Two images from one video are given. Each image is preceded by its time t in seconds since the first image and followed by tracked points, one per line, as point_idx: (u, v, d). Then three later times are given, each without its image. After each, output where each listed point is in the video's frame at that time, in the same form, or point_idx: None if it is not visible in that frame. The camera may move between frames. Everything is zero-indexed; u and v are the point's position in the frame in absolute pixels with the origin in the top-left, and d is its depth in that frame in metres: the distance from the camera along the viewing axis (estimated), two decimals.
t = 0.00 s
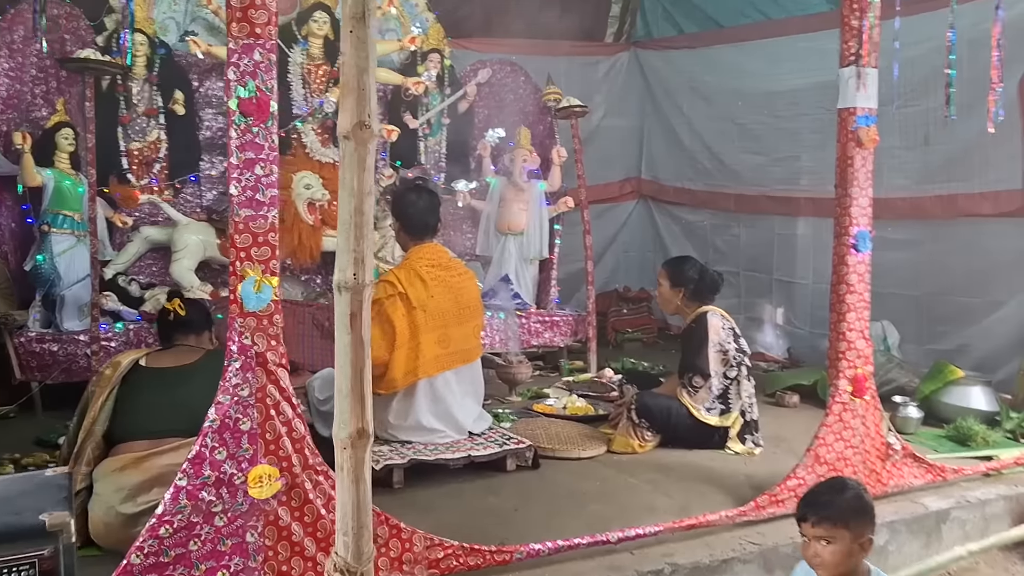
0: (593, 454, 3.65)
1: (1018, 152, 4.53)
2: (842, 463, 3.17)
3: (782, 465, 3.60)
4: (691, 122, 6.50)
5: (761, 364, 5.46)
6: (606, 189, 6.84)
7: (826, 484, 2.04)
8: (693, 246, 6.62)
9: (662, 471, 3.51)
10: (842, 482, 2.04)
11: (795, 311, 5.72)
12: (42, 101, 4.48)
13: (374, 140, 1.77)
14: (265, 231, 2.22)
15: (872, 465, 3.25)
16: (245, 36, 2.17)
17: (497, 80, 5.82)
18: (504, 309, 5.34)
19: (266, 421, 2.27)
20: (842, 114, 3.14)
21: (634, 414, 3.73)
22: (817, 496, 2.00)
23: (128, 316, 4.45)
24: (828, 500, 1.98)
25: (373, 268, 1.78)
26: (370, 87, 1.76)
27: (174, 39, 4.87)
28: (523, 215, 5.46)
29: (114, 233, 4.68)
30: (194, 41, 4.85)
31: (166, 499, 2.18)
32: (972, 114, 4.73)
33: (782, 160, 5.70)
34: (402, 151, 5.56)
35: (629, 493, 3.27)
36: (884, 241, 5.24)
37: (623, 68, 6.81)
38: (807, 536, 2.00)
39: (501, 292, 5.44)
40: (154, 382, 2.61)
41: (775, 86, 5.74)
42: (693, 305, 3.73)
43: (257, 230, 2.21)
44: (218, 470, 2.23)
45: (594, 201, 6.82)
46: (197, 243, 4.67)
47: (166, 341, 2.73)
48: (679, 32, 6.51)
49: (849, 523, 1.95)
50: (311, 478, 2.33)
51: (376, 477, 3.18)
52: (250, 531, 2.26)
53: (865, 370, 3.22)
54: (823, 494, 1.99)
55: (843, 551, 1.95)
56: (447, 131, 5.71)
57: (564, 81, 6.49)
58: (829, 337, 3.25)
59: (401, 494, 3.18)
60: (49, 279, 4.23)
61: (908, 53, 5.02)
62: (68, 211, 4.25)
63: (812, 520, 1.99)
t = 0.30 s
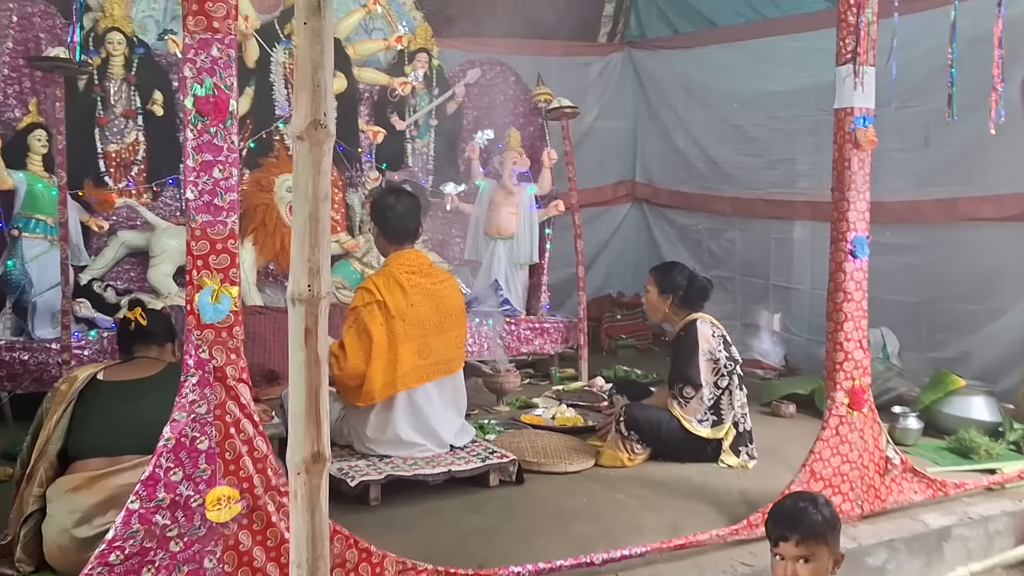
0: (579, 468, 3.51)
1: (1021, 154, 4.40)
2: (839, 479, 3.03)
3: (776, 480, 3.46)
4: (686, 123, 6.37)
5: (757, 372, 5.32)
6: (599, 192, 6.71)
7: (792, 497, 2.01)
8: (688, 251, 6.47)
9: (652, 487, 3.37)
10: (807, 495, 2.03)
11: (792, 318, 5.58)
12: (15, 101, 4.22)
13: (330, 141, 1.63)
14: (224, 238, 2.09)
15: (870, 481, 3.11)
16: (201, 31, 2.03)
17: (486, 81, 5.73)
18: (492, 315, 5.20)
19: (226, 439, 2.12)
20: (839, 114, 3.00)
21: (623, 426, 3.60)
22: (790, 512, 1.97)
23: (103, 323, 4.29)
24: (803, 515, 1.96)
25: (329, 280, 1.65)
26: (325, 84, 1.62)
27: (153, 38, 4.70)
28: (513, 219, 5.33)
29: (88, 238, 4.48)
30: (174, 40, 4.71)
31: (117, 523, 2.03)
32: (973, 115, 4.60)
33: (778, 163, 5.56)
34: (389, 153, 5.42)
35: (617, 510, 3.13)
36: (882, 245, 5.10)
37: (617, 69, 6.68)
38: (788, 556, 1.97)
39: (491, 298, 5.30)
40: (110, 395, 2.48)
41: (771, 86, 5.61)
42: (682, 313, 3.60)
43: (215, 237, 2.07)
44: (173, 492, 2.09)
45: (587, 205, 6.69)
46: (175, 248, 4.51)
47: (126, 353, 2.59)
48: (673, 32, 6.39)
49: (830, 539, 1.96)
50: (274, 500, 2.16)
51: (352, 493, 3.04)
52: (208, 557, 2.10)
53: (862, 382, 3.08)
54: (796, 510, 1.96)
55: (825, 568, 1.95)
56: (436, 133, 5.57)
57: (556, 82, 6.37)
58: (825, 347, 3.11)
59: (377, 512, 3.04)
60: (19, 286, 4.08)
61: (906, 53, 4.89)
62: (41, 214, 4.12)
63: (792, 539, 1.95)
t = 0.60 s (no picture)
0: (574, 474, 3.43)
1: None
2: (840, 486, 2.94)
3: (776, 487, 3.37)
4: (686, 123, 6.28)
5: (758, 376, 5.22)
6: (598, 193, 6.63)
7: (756, 496, 1.95)
8: (689, 252, 6.37)
9: (649, 494, 3.28)
10: (771, 495, 1.96)
11: (794, 320, 5.48)
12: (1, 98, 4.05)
13: (299, 134, 1.56)
14: (197, 237, 2.01)
15: (872, 488, 3.02)
16: (172, 21, 1.95)
17: (484, 79, 5.65)
18: (487, 317, 5.13)
19: (199, 446, 2.04)
20: (840, 111, 2.91)
21: (618, 431, 3.52)
22: (751, 509, 1.90)
23: (90, 324, 4.19)
24: (763, 513, 1.89)
25: (299, 280, 1.57)
26: (293, 73, 1.55)
27: (145, 36, 4.62)
28: (509, 220, 5.26)
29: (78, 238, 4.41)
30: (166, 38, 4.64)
31: (85, 533, 1.95)
32: (980, 114, 4.50)
33: (780, 163, 5.46)
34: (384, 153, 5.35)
35: (612, 518, 3.04)
36: (886, 246, 5.00)
37: (617, 68, 6.60)
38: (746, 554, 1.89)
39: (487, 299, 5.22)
40: (88, 398, 2.40)
41: (773, 85, 5.51)
42: (676, 316, 3.51)
43: (187, 236, 1.99)
44: (144, 502, 1.99)
45: (586, 205, 6.61)
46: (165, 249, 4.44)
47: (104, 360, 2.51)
48: (674, 30, 6.30)
49: (790, 537, 1.88)
50: (250, 509, 2.07)
51: (338, 501, 2.95)
52: (181, 568, 2.03)
53: (864, 387, 2.99)
54: (756, 507, 1.89)
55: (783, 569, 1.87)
56: (432, 133, 5.50)
57: (554, 80, 6.28)
58: (826, 351, 3.01)
59: (365, 519, 2.95)
60: (4, 286, 3.94)
61: (910, 51, 4.80)
62: (28, 214, 3.98)
63: (751, 535, 1.88)
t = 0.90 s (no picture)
0: (574, 481, 3.34)
1: None
2: (849, 495, 2.84)
3: (782, 495, 3.27)
4: (692, 122, 6.18)
5: (764, 379, 5.25)
6: (603, 193, 6.53)
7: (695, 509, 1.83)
8: (694, 254, 6.27)
9: (651, 502, 3.19)
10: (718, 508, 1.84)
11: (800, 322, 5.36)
12: None
13: (278, 127, 1.48)
14: (179, 235, 1.93)
15: (881, 497, 2.92)
16: (153, 10, 1.88)
17: (487, 78, 5.53)
18: (488, 319, 5.05)
19: (180, 453, 1.96)
20: (849, 108, 2.80)
21: (619, 437, 3.43)
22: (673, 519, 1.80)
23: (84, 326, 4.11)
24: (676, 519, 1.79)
25: (277, 280, 1.49)
26: (272, 63, 1.47)
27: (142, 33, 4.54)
28: (511, 220, 5.17)
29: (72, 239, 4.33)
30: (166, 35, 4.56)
31: (60, 544, 1.86)
32: (993, 112, 4.40)
33: (788, 163, 5.36)
34: (385, 153, 5.28)
35: (612, 527, 2.95)
36: (896, 248, 4.90)
37: (622, 66, 6.51)
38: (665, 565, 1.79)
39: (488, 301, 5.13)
40: (69, 402, 2.32)
41: (780, 84, 5.42)
42: (677, 319, 3.43)
43: (169, 235, 1.92)
44: (122, 511, 1.92)
45: (591, 206, 6.51)
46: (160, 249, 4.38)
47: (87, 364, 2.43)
48: (680, 29, 6.22)
49: (687, 549, 1.71)
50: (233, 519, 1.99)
51: (331, 509, 2.87)
52: None
53: (874, 393, 2.88)
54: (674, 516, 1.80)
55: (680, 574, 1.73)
56: (433, 132, 5.42)
57: (557, 79, 6.20)
58: (834, 355, 2.90)
59: (359, 528, 2.87)
60: None
61: (921, 49, 4.70)
62: (20, 213, 3.91)
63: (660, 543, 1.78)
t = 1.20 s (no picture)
0: (575, 492, 3.24)
1: None
2: (859, 509, 2.71)
3: (791, 508, 3.16)
4: (699, 122, 6.06)
5: (773, 386, 5.09)
6: (609, 195, 6.42)
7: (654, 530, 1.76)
8: (702, 256, 6.15)
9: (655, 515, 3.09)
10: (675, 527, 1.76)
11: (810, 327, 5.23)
12: None
13: (252, 127, 1.38)
14: (156, 241, 1.84)
15: (894, 511, 2.79)
16: (129, 4, 1.81)
17: (490, 77, 5.43)
18: (490, 323, 4.95)
19: (158, 469, 1.87)
20: (861, 108, 2.67)
21: (621, 448, 3.32)
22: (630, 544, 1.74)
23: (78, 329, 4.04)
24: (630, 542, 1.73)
25: (251, 291, 1.40)
26: (245, 58, 1.37)
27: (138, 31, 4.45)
28: (515, 222, 5.08)
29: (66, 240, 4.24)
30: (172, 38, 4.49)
31: (30, 564, 1.79)
32: (1010, 112, 4.27)
33: (798, 164, 5.23)
34: (387, 153, 5.18)
35: (614, 541, 2.84)
36: (908, 252, 4.77)
37: (628, 66, 6.40)
38: None
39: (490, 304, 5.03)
40: (48, 412, 2.24)
41: (790, 84, 5.30)
42: (681, 325, 3.33)
43: (145, 240, 1.83)
44: (96, 530, 1.84)
45: (597, 208, 6.39)
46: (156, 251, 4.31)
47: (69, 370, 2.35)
48: (688, 27, 6.11)
49: (636, 565, 1.65)
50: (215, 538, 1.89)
51: (322, 522, 2.79)
52: None
53: (886, 403, 2.73)
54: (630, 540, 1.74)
55: None
56: (436, 132, 5.33)
57: (562, 78, 6.10)
58: (844, 363, 2.74)
59: (351, 542, 2.78)
60: None
61: (935, 47, 4.57)
62: (11, 214, 3.82)
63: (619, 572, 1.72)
